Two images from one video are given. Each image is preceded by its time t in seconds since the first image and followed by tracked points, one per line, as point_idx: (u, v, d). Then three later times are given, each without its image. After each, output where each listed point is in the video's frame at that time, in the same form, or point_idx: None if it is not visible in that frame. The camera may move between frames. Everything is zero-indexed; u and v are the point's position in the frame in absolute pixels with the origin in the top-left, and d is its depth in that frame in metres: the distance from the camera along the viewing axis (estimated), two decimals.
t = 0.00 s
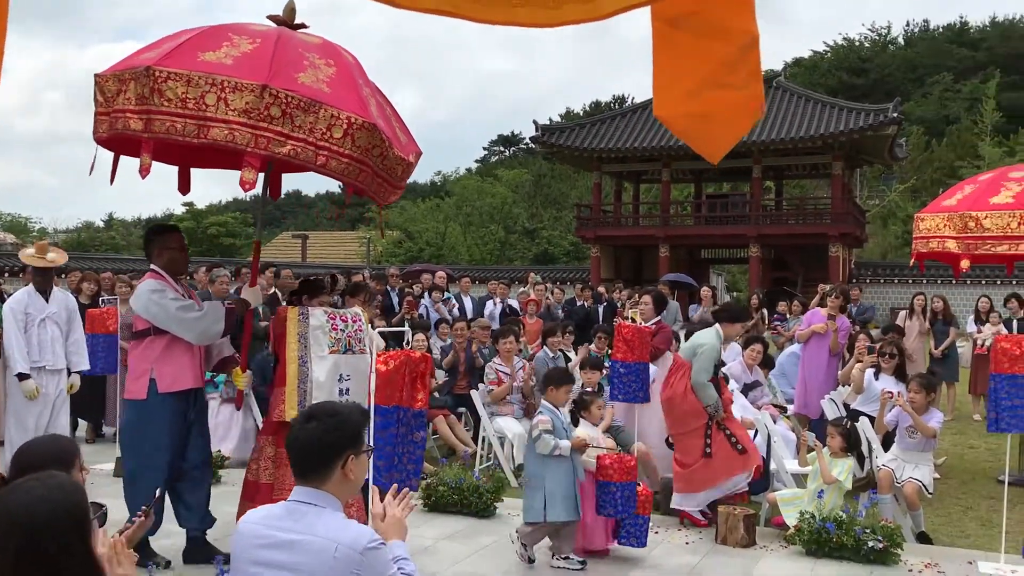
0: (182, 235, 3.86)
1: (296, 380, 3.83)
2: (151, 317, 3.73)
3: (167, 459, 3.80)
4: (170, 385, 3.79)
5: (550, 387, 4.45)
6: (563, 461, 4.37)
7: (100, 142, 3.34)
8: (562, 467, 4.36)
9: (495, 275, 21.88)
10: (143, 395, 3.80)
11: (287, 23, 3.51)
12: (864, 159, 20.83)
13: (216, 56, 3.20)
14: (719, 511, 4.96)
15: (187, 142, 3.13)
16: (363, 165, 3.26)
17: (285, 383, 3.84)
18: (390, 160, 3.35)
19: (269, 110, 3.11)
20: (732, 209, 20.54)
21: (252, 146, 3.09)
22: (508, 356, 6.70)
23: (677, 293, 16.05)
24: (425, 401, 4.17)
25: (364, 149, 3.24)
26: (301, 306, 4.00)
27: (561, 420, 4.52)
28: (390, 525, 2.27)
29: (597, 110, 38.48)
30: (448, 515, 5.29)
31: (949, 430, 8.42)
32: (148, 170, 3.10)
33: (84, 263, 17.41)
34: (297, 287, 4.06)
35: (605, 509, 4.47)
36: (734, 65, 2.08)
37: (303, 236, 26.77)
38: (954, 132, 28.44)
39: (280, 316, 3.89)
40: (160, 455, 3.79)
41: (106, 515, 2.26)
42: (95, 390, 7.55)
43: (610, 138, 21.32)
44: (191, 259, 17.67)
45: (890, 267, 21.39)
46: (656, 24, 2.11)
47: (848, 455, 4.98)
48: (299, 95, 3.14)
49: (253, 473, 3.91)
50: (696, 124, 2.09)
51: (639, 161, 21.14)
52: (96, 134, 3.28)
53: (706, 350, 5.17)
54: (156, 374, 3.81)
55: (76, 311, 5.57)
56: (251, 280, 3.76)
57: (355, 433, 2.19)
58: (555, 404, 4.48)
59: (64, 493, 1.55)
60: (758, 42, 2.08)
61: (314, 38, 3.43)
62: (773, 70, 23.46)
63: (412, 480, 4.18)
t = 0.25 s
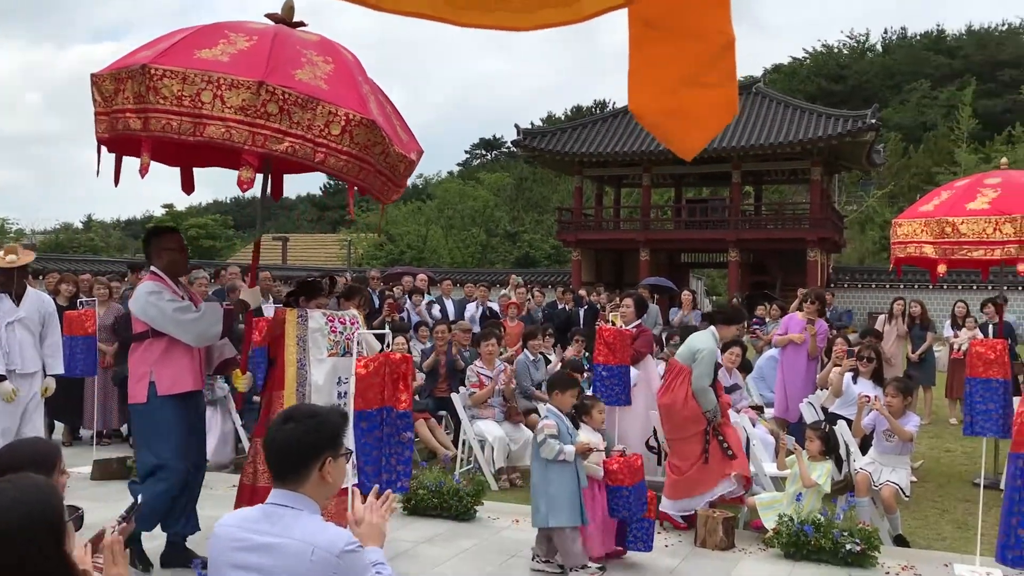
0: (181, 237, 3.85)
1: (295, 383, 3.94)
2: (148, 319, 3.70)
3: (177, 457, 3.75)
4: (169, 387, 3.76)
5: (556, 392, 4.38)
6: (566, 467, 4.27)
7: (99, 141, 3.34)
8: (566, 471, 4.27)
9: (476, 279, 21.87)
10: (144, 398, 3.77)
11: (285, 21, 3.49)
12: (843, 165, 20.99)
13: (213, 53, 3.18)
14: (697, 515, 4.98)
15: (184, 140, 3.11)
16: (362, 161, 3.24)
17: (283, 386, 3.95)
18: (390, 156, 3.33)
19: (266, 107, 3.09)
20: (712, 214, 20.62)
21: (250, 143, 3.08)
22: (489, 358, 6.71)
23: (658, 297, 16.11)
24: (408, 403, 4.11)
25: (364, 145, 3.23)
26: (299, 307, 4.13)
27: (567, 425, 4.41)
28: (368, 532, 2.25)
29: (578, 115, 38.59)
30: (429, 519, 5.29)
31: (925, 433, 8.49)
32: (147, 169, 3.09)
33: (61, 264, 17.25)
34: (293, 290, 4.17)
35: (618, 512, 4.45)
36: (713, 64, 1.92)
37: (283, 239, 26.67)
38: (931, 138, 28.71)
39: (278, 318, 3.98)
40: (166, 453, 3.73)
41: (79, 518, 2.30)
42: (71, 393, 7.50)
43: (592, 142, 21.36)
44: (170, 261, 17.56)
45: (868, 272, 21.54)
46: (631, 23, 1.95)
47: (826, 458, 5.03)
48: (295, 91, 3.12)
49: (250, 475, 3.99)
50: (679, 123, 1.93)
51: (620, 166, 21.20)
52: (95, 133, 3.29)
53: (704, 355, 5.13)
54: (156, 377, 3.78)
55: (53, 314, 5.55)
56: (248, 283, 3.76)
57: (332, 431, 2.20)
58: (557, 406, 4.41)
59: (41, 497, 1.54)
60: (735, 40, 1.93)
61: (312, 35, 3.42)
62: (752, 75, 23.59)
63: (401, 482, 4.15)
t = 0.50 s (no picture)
0: (169, 242, 3.70)
1: (283, 396, 3.87)
2: (136, 326, 3.52)
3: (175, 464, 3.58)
4: (156, 395, 3.56)
5: (557, 403, 4.35)
6: (570, 481, 4.24)
7: (87, 149, 3.25)
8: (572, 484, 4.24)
9: (446, 287, 21.89)
10: (129, 406, 3.56)
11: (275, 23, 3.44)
12: (810, 177, 21.24)
13: (196, 55, 3.05)
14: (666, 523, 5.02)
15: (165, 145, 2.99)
16: (352, 166, 3.07)
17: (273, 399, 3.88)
18: (382, 162, 3.15)
19: (247, 109, 2.95)
20: (682, 224, 20.78)
21: (231, 147, 2.94)
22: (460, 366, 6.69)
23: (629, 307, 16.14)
24: (380, 410, 4.09)
25: (350, 148, 3.05)
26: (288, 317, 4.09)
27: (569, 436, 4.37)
28: (334, 541, 2.22)
29: (549, 125, 38.74)
30: (397, 528, 5.27)
31: (890, 443, 8.60)
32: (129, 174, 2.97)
33: (26, 270, 17.06)
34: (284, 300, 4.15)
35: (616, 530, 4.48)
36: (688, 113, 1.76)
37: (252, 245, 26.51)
38: (896, 152, 29.15)
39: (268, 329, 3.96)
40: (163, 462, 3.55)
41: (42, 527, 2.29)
42: (35, 401, 7.39)
43: (564, 152, 21.47)
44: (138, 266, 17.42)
45: (834, 283, 21.81)
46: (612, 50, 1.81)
47: (792, 467, 5.10)
48: (278, 93, 2.97)
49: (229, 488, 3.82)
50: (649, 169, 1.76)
51: (591, 176, 21.31)
52: (82, 140, 3.20)
53: (690, 366, 4.98)
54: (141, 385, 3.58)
55: (14, 320, 5.44)
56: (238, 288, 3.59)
57: (301, 432, 2.18)
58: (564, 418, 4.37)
59: None
60: (710, 88, 1.77)
61: (303, 36, 3.27)
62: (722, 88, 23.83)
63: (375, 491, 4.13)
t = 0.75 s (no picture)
0: (153, 248, 3.61)
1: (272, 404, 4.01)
2: (116, 334, 3.46)
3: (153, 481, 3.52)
4: (139, 406, 3.50)
5: (550, 411, 4.40)
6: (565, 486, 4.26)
7: (66, 147, 3.31)
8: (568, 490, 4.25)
9: (415, 294, 21.81)
10: (112, 418, 3.53)
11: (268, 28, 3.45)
12: (776, 187, 21.45)
13: (181, 56, 3.13)
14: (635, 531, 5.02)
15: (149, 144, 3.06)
16: (334, 168, 3.17)
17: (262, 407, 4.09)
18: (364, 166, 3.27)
19: (232, 111, 3.03)
20: (650, 233, 20.87)
21: (215, 148, 3.02)
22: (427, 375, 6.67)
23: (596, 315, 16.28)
24: (345, 420, 3.60)
25: (336, 152, 3.16)
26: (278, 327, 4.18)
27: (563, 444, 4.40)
28: (303, 546, 2.19)
29: (519, 133, 38.79)
30: (363, 537, 5.22)
31: (854, 451, 8.69)
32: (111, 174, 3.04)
33: None
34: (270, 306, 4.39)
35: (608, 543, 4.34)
36: (655, 124, 2.01)
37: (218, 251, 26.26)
38: (862, 163, 29.51)
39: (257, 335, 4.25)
40: (142, 478, 3.50)
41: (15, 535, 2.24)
42: None
43: (533, 160, 21.49)
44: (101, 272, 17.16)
45: (799, 293, 22.00)
46: (585, 55, 2.06)
47: (758, 474, 5.11)
48: (264, 95, 3.06)
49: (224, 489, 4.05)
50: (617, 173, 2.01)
51: (560, 184, 21.36)
52: (63, 139, 3.26)
53: (674, 378, 5.08)
54: (125, 396, 3.52)
55: None
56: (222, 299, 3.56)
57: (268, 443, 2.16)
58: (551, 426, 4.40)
59: None
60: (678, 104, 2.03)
61: (290, 41, 3.37)
62: (690, 98, 23.97)
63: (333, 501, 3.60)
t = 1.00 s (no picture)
0: (138, 250, 3.33)
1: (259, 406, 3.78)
2: (101, 338, 3.15)
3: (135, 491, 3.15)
4: (123, 413, 3.17)
5: (542, 419, 4.40)
6: (556, 496, 4.29)
7: (55, 147, 3.07)
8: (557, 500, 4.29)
9: (381, 299, 21.75)
10: (94, 424, 3.18)
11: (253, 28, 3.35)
12: (740, 194, 21.68)
13: (176, 56, 2.91)
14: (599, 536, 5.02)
15: (141, 147, 2.84)
16: (332, 175, 2.98)
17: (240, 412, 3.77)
18: (361, 173, 3.08)
19: (229, 114, 2.83)
20: (615, 239, 20.98)
21: (210, 152, 2.81)
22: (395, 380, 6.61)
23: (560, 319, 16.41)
24: (305, 427, 3.44)
25: (333, 159, 2.96)
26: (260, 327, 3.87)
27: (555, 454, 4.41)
28: (271, 553, 2.18)
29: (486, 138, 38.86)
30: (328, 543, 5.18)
31: (816, 455, 8.78)
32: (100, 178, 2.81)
33: None
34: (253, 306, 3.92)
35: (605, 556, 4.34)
36: (615, 128, 1.95)
37: (181, 255, 25.98)
38: (824, 171, 29.91)
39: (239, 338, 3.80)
40: (122, 489, 3.13)
41: None
42: None
43: (500, 165, 21.52)
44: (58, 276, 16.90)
45: (762, 299, 22.23)
46: (539, 65, 2.00)
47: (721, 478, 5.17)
48: (263, 99, 2.86)
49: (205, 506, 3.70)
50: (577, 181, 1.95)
51: (527, 189, 21.40)
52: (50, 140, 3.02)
53: (651, 391, 5.15)
54: (108, 402, 3.19)
55: None
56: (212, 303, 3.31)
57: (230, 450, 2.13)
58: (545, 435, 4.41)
59: None
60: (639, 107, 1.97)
61: (285, 43, 3.18)
62: (656, 105, 24.16)
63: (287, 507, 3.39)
